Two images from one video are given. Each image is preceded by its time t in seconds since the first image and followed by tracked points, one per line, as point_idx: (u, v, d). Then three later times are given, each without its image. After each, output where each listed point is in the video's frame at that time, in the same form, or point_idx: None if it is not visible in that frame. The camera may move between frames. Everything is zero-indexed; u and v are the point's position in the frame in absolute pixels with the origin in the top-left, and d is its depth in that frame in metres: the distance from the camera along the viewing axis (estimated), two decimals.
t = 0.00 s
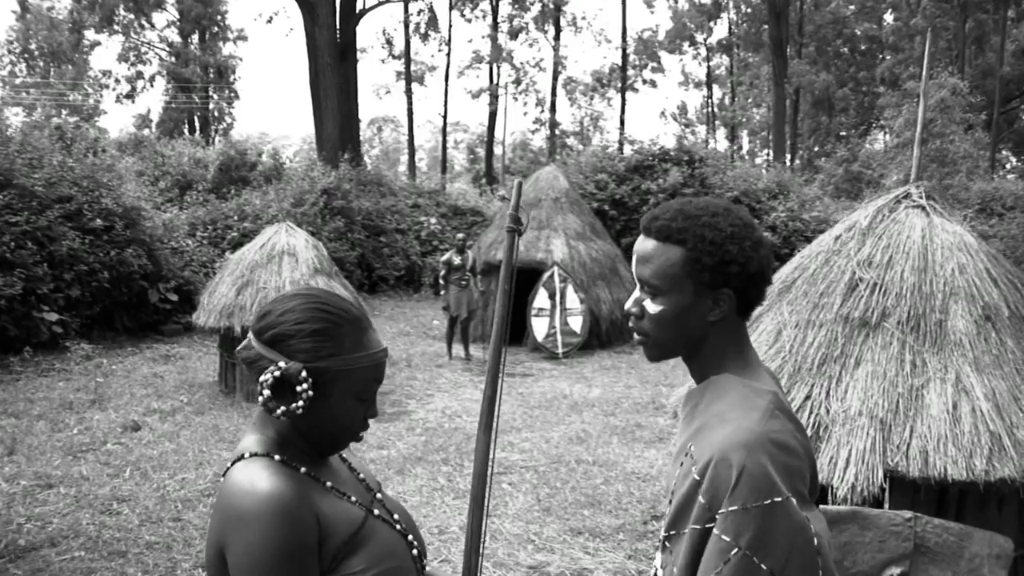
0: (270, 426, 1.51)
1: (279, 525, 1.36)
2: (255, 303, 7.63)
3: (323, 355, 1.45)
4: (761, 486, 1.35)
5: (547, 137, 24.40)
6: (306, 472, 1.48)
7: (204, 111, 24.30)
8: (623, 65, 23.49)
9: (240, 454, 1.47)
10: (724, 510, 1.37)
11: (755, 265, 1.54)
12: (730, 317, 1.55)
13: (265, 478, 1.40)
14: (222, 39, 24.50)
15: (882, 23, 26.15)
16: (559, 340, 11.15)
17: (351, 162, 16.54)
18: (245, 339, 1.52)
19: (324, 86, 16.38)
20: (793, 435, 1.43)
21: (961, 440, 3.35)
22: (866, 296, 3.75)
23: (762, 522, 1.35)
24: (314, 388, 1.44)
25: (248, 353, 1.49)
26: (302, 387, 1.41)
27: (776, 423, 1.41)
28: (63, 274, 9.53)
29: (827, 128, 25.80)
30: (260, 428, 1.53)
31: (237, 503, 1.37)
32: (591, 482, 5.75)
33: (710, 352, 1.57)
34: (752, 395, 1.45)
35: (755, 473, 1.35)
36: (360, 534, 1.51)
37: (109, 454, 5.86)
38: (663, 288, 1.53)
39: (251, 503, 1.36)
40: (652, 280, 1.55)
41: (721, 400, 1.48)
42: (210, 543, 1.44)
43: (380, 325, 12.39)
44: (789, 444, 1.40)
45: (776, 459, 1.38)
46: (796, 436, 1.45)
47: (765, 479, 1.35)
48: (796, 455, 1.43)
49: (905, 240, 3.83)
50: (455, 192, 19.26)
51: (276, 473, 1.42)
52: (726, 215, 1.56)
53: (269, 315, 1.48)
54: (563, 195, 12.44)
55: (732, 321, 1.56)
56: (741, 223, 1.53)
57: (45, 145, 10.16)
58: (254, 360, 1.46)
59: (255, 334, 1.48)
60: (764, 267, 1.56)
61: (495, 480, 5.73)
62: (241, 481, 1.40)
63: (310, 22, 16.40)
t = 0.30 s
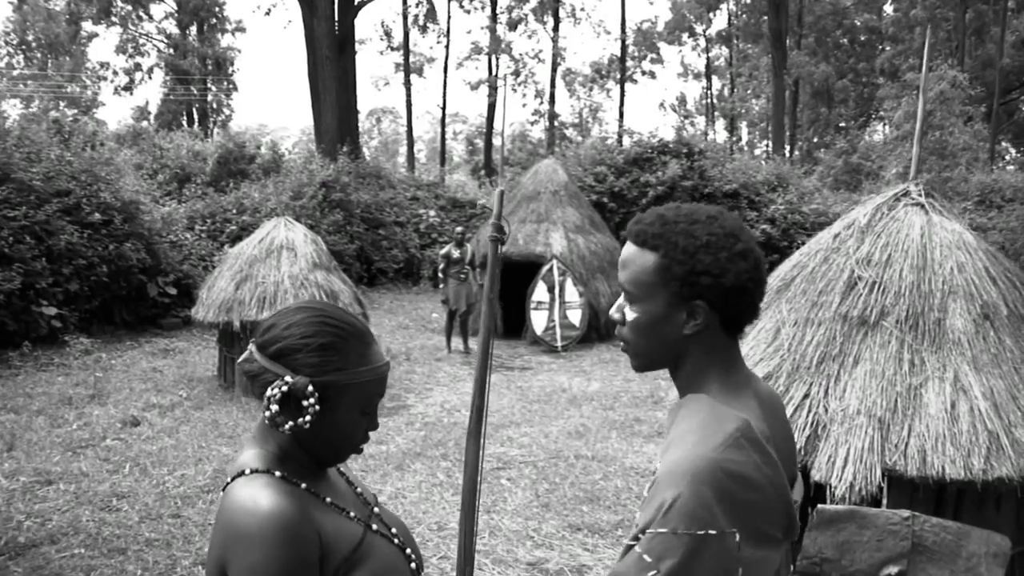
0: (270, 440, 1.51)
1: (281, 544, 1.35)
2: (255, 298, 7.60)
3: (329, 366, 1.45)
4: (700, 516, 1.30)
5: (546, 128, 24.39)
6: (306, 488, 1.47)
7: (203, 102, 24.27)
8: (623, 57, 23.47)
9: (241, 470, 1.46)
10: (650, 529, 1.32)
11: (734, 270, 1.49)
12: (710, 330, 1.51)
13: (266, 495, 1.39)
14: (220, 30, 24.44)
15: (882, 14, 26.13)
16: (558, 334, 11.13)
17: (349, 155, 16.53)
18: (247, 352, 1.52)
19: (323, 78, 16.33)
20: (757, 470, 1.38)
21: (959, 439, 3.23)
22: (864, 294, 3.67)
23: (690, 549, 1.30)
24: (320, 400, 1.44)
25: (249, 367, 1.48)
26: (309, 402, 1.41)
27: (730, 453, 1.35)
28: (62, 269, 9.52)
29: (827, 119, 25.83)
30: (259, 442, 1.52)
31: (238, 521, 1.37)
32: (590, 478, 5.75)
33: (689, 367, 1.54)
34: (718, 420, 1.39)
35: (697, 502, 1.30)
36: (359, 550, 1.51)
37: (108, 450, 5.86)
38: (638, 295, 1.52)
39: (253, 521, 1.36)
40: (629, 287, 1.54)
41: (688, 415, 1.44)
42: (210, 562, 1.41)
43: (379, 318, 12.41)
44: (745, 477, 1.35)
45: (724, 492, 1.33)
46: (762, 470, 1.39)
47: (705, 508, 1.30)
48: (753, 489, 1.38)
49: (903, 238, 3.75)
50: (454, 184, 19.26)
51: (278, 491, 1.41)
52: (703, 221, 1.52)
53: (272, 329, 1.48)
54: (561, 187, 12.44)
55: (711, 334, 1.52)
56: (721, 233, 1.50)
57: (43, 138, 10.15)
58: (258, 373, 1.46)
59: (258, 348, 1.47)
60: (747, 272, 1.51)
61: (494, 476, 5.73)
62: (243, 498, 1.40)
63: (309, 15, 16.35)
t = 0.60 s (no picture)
0: (270, 451, 1.50)
1: (287, 557, 1.34)
2: (255, 292, 7.59)
3: (320, 371, 1.45)
4: (623, 542, 1.23)
5: (546, 120, 24.41)
6: (312, 501, 1.48)
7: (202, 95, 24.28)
8: (622, 49, 23.47)
9: (246, 485, 1.45)
10: (581, 551, 1.27)
11: (664, 285, 1.41)
12: (658, 347, 1.45)
13: (272, 510, 1.39)
14: (219, 22, 24.40)
15: (882, 6, 26.13)
16: (557, 328, 11.16)
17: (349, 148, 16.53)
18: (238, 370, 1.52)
19: (323, 71, 16.30)
20: (703, 503, 1.26)
21: (958, 439, 3.21)
22: (863, 294, 3.67)
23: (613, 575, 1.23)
24: (317, 405, 1.44)
25: (244, 386, 1.49)
26: (305, 407, 1.42)
27: (671, 481, 1.25)
28: (61, 263, 9.52)
29: (827, 111, 26.23)
30: (263, 455, 1.52)
31: (244, 536, 1.35)
32: (590, 474, 5.76)
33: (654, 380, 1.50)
34: (665, 447, 1.30)
35: (622, 528, 1.23)
36: (363, 563, 1.52)
37: (108, 446, 5.86)
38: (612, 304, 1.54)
39: (261, 536, 1.34)
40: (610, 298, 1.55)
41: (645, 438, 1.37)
42: None
43: (378, 312, 12.41)
44: (686, 509, 1.24)
45: (658, 522, 1.24)
46: (712, 504, 1.27)
47: (631, 535, 1.23)
48: (702, 524, 1.26)
49: (903, 238, 3.75)
50: (454, 176, 19.27)
51: (282, 507, 1.41)
52: (665, 232, 1.46)
53: (259, 341, 1.48)
54: (561, 181, 12.46)
55: (660, 350, 1.45)
56: (658, 248, 1.44)
57: (42, 132, 10.14)
58: (250, 391, 1.46)
59: (249, 365, 1.48)
60: (677, 293, 1.40)
61: (494, 471, 5.74)
62: (248, 513, 1.38)
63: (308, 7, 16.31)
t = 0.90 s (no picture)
0: (268, 466, 1.50)
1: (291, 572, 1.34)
2: (254, 285, 7.59)
3: (306, 374, 1.44)
4: (605, 565, 1.26)
5: (546, 110, 24.38)
6: (314, 517, 1.49)
7: (201, 84, 24.23)
8: (622, 39, 23.42)
9: (248, 501, 1.45)
10: None
11: (642, 292, 1.44)
12: (642, 360, 1.49)
13: (273, 528, 1.39)
14: (218, 12, 24.33)
15: None
16: (557, 320, 11.16)
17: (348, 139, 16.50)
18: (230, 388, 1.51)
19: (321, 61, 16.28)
20: (682, 525, 1.28)
21: (957, 437, 3.21)
22: (863, 292, 3.67)
23: None
24: (307, 410, 1.44)
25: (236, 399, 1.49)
26: (296, 412, 1.42)
27: (647, 506, 1.28)
28: (60, 255, 9.51)
29: (827, 101, 26.30)
30: (262, 469, 1.51)
31: (247, 553, 1.34)
32: (589, 468, 5.77)
33: (643, 394, 1.53)
34: (644, 469, 1.33)
35: (603, 552, 1.27)
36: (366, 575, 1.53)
37: (108, 439, 5.87)
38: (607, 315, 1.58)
39: (263, 554, 1.34)
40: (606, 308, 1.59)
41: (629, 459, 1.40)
42: None
43: (378, 303, 12.41)
44: (664, 532, 1.27)
45: (638, 544, 1.26)
46: (693, 526, 1.29)
47: (612, 560, 1.26)
48: (683, 546, 1.28)
49: (903, 235, 3.74)
50: (454, 167, 19.25)
51: (283, 523, 1.41)
52: (654, 240, 1.49)
53: (245, 353, 1.48)
54: (561, 172, 12.45)
55: (644, 363, 1.49)
56: (640, 255, 1.47)
57: (40, 124, 10.11)
58: (242, 406, 1.46)
59: (238, 380, 1.48)
60: (655, 300, 1.42)
61: (493, 465, 5.75)
62: (251, 531, 1.38)
63: None
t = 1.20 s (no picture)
0: (269, 477, 1.49)
1: None
2: (253, 276, 7.58)
3: (303, 381, 1.43)
4: (651, 556, 1.20)
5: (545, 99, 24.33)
6: (318, 527, 1.48)
7: (199, 73, 24.17)
8: (622, 27, 23.36)
9: (250, 512, 1.45)
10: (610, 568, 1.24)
11: (684, 281, 1.41)
12: (683, 351, 1.43)
13: (279, 541, 1.39)
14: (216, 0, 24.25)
15: None
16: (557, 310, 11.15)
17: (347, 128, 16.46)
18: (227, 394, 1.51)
19: (320, 50, 16.23)
20: (727, 516, 1.23)
21: (956, 432, 3.22)
22: (863, 286, 3.66)
23: None
24: (305, 418, 1.42)
25: (233, 406, 1.48)
26: (293, 419, 1.40)
27: (692, 495, 1.22)
28: (59, 246, 9.49)
29: (827, 90, 26.25)
30: (262, 479, 1.51)
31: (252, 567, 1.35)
32: (588, 459, 5.78)
33: (684, 386, 1.46)
34: (688, 459, 1.27)
35: (648, 543, 1.20)
36: None
37: (108, 431, 5.88)
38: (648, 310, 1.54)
39: (270, 567, 1.35)
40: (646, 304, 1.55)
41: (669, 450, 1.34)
42: None
43: (377, 293, 12.40)
44: (710, 523, 1.21)
45: (682, 535, 1.21)
46: (737, 518, 1.24)
47: (657, 550, 1.20)
48: (727, 537, 1.23)
49: (903, 228, 3.72)
50: (453, 156, 19.22)
51: (288, 536, 1.41)
52: (696, 237, 1.49)
53: (241, 359, 1.46)
54: (560, 162, 12.43)
55: (685, 353, 1.43)
56: (684, 247, 1.46)
57: (38, 114, 10.09)
58: (240, 412, 1.45)
59: (234, 386, 1.47)
60: (695, 288, 1.39)
61: (492, 457, 5.77)
62: (257, 545, 1.39)
63: None
